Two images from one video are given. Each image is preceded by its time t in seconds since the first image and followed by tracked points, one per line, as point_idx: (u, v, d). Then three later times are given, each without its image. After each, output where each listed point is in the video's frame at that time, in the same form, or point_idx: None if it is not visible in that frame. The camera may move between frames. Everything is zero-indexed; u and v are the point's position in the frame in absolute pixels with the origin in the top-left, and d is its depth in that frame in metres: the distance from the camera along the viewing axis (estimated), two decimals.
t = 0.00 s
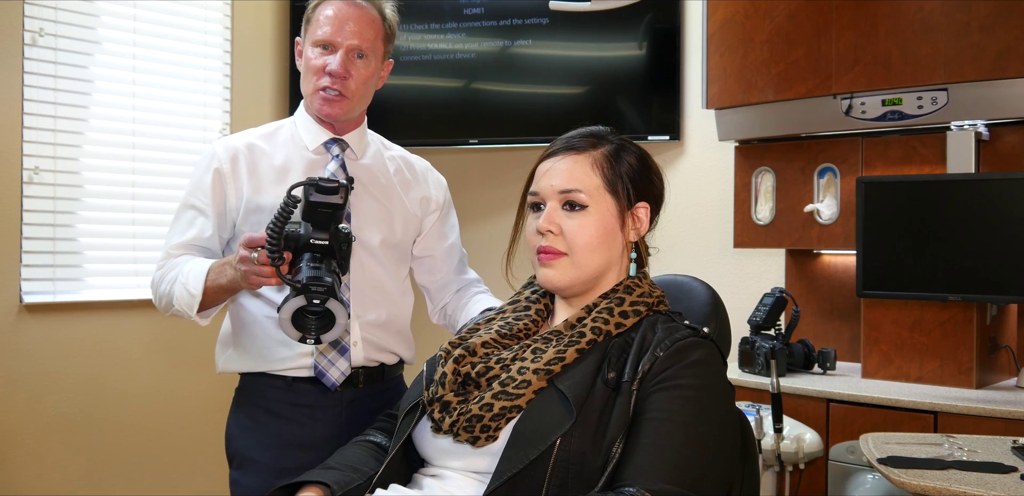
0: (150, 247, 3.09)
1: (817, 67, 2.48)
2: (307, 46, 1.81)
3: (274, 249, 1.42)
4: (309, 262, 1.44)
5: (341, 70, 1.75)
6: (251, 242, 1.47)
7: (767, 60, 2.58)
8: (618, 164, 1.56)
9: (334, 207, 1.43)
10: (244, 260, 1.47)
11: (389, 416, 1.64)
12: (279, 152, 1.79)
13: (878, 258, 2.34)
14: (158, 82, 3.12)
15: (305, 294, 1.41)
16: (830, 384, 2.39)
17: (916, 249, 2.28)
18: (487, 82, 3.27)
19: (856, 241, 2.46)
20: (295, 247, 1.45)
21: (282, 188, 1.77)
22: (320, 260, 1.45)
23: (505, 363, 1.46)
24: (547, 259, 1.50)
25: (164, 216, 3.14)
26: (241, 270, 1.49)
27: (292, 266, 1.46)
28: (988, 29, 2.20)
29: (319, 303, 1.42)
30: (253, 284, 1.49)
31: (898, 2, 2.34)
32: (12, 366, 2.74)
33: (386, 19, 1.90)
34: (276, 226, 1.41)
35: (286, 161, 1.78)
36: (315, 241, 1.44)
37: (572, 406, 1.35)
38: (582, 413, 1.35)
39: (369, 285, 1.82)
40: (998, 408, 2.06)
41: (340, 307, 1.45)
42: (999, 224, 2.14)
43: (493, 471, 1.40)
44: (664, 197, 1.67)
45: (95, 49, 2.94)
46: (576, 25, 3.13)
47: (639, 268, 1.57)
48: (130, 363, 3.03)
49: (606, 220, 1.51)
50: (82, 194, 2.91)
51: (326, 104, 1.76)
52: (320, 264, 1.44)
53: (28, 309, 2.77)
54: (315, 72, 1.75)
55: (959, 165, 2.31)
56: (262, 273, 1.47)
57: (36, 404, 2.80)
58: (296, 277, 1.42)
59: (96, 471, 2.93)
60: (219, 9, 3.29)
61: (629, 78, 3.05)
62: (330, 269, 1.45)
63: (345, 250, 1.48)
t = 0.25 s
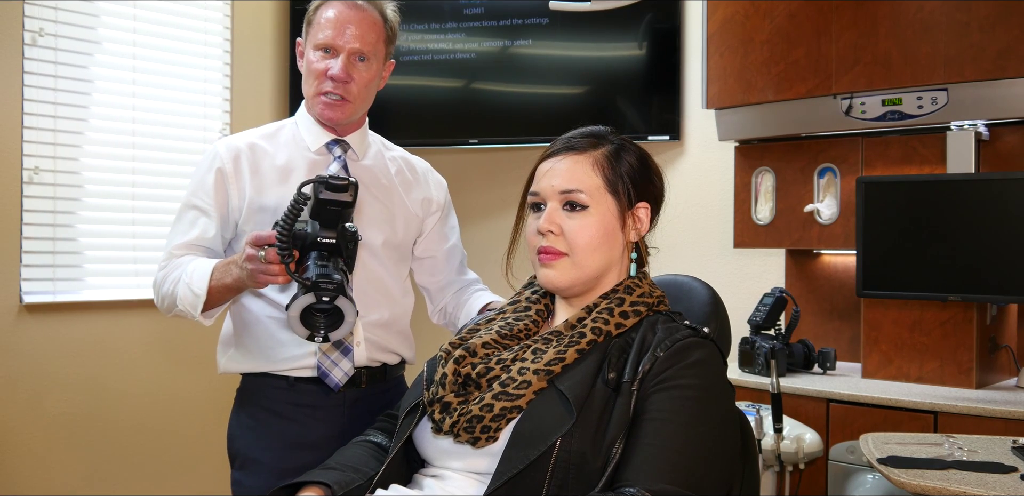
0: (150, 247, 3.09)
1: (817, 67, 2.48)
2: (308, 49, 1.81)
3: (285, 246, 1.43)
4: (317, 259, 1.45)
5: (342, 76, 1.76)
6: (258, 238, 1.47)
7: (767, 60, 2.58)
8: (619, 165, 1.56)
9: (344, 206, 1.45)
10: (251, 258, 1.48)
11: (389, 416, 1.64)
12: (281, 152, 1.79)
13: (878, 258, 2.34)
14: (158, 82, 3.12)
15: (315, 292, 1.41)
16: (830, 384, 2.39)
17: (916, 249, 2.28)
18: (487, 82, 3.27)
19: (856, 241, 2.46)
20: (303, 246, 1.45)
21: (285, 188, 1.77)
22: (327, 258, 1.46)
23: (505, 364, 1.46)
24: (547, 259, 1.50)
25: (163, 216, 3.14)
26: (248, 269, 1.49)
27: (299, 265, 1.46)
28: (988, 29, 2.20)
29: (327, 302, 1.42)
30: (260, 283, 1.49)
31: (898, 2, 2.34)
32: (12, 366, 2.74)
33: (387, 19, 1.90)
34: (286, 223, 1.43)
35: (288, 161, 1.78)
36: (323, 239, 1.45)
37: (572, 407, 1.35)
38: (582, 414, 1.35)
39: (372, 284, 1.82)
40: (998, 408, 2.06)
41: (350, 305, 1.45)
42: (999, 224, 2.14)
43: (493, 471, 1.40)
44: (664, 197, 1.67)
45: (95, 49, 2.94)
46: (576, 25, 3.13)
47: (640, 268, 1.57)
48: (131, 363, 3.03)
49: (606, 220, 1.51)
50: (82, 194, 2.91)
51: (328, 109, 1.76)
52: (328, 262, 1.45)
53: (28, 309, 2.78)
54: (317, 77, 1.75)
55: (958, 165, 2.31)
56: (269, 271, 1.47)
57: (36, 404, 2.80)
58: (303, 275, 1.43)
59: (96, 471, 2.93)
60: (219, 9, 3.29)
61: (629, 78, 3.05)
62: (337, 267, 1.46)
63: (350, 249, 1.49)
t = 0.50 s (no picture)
0: (150, 247, 3.09)
1: (817, 67, 2.48)
2: (311, 48, 1.81)
3: (292, 245, 1.43)
4: (323, 258, 1.46)
5: (344, 74, 1.76)
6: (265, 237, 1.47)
7: (767, 60, 2.58)
8: (619, 165, 1.56)
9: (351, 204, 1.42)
10: (258, 258, 1.47)
11: (389, 416, 1.64)
12: (284, 153, 1.79)
13: (878, 258, 2.34)
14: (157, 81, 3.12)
15: (322, 290, 1.43)
16: (830, 384, 2.39)
17: (916, 249, 2.28)
18: (487, 81, 3.27)
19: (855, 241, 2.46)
20: (310, 244, 1.46)
21: (288, 189, 1.77)
22: (334, 257, 1.46)
23: (505, 364, 1.46)
24: (548, 259, 1.50)
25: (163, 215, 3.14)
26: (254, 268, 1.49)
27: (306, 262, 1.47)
28: (988, 29, 2.20)
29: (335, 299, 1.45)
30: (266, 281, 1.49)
31: (898, 2, 2.34)
32: (12, 366, 2.74)
33: (390, 19, 1.90)
34: (292, 223, 1.43)
35: (291, 161, 1.78)
36: (329, 238, 1.45)
37: (572, 407, 1.35)
38: (582, 414, 1.35)
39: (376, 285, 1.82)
40: (998, 408, 2.06)
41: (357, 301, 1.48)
42: (998, 224, 2.14)
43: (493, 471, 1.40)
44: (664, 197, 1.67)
45: (95, 49, 2.94)
46: (576, 25, 3.13)
47: (640, 268, 1.57)
48: (131, 363, 3.03)
49: (607, 220, 1.51)
50: (82, 194, 2.91)
51: (330, 109, 1.76)
52: (334, 261, 1.45)
53: (28, 309, 2.78)
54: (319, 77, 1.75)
55: (958, 165, 2.31)
56: (275, 270, 1.46)
57: (37, 404, 2.80)
58: (311, 273, 1.44)
59: (96, 471, 2.93)
60: (219, 8, 3.29)
61: (629, 77, 3.05)
62: (344, 265, 1.47)
63: (359, 245, 1.49)
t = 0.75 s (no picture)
0: (150, 247, 3.09)
1: (817, 67, 2.48)
2: (314, 48, 1.81)
3: (298, 242, 1.43)
4: (329, 257, 1.46)
5: (348, 73, 1.76)
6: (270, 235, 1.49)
7: (767, 60, 2.58)
8: (618, 164, 1.56)
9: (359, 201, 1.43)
10: (264, 256, 1.48)
11: (389, 416, 1.64)
12: (287, 152, 1.79)
13: (878, 258, 2.34)
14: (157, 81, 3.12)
15: (329, 287, 1.43)
16: (830, 384, 2.39)
17: (916, 249, 2.28)
18: (487, 81, 3.27)
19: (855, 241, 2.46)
20: (315, 243, 1.46)
21: (290, 189, 1.77)
22: (339, 256, 1.47)
23: (505, 364, 1.46)
24: (547, 259, 1.50)
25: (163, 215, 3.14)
26: (259, 266, 1.50)
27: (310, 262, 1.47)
28: (988, 29, 2.20)
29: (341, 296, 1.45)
30: (271, 280, 1.49)
31: (898, 2, 2.34)
32: (12, 365, 2.74)
33: (394, 19, 1.89)
34: (299, 221, 1.43)
35: (294, 161, 1.78)
36: (335, 236, 1.45)
37: (572, 407, 1.35)
38: (582, 414, 1.35)
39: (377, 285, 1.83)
40: (998, 408, 2.06)
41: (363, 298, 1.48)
42: (998, 224, 2.14)
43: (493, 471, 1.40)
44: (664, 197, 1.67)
45: (95, 49, 2.94)
46: (576, 25, 3.13)
47: (640, 268, 1.57)
48: (131, 363, 3.03)
49: (607, 220, 1.51)
50: (82, 194, 2.91)
51: (333, 109, 1.76)
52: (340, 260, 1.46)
53: (28, 309, 2.78)
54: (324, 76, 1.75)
55: (958, 164, 2.31)
56: (281, 268, 1.47)
57: (37, 404, 2.80)
58: (316, 271, 1.44)
59: (96, 471, 2.93)
60: (219, 8, 3.29)
61: (629, 77, 3.05)
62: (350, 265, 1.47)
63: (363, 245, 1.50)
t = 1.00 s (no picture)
0: (150, 247, 3.09)
1: (817, 67, 2.48)
2: (311, 43, 1.81)
3: (311, 231, 1.45)
4: (337, 245, 1.45)
5: (344, 66, 1.75)
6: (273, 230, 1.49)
7: (767, 60, 2.58)
8: (618, 165, 1.56)
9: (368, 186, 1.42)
10: (271, 248, 1.49)
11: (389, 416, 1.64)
12: (282, 150, 1.79)
13: (878, 258, 2.34)
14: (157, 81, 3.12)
15: (344, 271, 1.43)
16: (831, 383, 2.39)
17: (916, 249, 2.28)
18: (487, 81, 3.27)
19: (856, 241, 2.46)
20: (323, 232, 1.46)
21: (287, 187, 1.77)
22: (347, 243, 1.46)
23: (505, 363, 1.47)
24: (547, 258, 1.50)
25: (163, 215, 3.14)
26: (266, 259, 1.50)
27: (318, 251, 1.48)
28: (988, 29, 2.20)
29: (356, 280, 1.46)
30: (278, 272, 1.50)
31: (898, 2, 2.34)
32: (12, 365, 2.74)
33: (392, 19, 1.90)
34: (310, 208, 1.44)
35: (289, 159, 1.78)
36: (342, 225, 1.45)
37: (572, 407, 1.35)
38: (582, 413, 1.35)
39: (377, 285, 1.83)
40: (998, 408, 2.06)
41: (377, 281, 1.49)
42: (998, 224, 2.14)
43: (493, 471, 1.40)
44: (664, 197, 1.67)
45: (95, 49, 2.94)
46: (576, 25, 3.13)
47: (640, 268, 1.57)
48: (130, 363, 3.03)
49: (607, 220, 1.51)
50: (82, 194, 2.91)
51: (329, 101, 1.75)
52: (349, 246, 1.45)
53: (28, 308, 2.78)
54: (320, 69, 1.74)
55: (959, 164, 2.31)
56: (290, 259, 1.47)
57: (37, 404, 2.80)
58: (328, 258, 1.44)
59: (96, 470, 2.93)
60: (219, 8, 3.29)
61: (629, 77, 3.05)
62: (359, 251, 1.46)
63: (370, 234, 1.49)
